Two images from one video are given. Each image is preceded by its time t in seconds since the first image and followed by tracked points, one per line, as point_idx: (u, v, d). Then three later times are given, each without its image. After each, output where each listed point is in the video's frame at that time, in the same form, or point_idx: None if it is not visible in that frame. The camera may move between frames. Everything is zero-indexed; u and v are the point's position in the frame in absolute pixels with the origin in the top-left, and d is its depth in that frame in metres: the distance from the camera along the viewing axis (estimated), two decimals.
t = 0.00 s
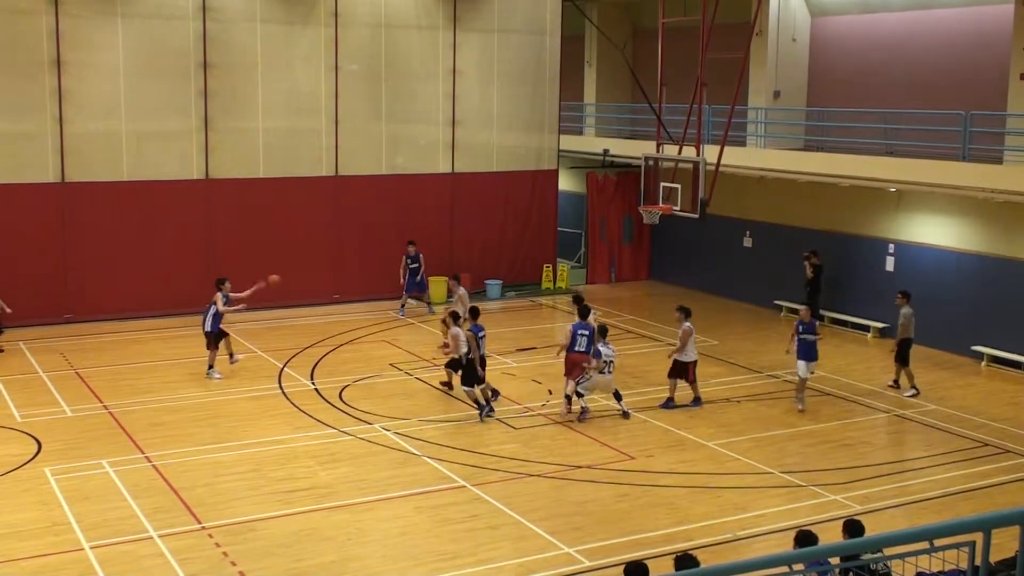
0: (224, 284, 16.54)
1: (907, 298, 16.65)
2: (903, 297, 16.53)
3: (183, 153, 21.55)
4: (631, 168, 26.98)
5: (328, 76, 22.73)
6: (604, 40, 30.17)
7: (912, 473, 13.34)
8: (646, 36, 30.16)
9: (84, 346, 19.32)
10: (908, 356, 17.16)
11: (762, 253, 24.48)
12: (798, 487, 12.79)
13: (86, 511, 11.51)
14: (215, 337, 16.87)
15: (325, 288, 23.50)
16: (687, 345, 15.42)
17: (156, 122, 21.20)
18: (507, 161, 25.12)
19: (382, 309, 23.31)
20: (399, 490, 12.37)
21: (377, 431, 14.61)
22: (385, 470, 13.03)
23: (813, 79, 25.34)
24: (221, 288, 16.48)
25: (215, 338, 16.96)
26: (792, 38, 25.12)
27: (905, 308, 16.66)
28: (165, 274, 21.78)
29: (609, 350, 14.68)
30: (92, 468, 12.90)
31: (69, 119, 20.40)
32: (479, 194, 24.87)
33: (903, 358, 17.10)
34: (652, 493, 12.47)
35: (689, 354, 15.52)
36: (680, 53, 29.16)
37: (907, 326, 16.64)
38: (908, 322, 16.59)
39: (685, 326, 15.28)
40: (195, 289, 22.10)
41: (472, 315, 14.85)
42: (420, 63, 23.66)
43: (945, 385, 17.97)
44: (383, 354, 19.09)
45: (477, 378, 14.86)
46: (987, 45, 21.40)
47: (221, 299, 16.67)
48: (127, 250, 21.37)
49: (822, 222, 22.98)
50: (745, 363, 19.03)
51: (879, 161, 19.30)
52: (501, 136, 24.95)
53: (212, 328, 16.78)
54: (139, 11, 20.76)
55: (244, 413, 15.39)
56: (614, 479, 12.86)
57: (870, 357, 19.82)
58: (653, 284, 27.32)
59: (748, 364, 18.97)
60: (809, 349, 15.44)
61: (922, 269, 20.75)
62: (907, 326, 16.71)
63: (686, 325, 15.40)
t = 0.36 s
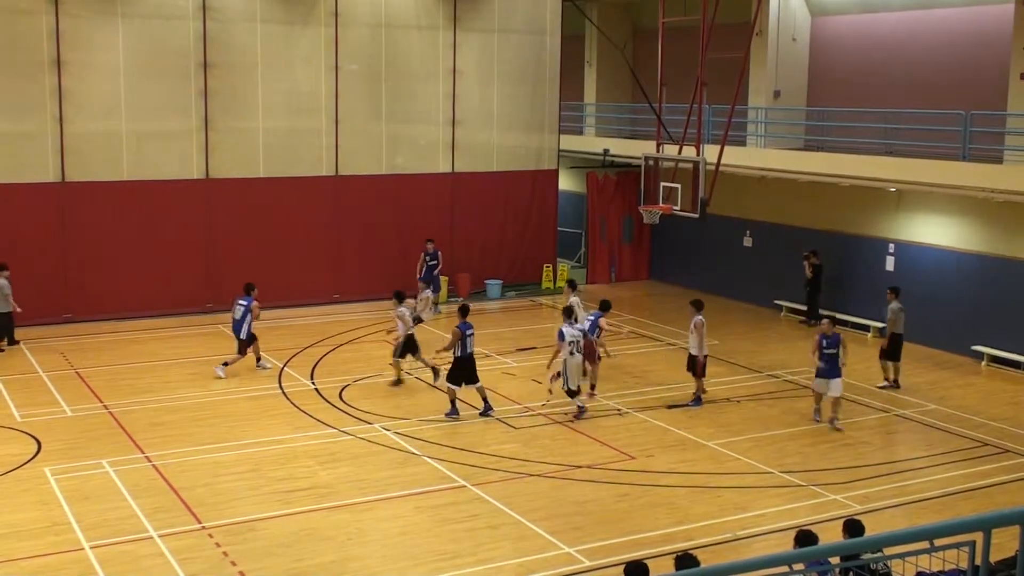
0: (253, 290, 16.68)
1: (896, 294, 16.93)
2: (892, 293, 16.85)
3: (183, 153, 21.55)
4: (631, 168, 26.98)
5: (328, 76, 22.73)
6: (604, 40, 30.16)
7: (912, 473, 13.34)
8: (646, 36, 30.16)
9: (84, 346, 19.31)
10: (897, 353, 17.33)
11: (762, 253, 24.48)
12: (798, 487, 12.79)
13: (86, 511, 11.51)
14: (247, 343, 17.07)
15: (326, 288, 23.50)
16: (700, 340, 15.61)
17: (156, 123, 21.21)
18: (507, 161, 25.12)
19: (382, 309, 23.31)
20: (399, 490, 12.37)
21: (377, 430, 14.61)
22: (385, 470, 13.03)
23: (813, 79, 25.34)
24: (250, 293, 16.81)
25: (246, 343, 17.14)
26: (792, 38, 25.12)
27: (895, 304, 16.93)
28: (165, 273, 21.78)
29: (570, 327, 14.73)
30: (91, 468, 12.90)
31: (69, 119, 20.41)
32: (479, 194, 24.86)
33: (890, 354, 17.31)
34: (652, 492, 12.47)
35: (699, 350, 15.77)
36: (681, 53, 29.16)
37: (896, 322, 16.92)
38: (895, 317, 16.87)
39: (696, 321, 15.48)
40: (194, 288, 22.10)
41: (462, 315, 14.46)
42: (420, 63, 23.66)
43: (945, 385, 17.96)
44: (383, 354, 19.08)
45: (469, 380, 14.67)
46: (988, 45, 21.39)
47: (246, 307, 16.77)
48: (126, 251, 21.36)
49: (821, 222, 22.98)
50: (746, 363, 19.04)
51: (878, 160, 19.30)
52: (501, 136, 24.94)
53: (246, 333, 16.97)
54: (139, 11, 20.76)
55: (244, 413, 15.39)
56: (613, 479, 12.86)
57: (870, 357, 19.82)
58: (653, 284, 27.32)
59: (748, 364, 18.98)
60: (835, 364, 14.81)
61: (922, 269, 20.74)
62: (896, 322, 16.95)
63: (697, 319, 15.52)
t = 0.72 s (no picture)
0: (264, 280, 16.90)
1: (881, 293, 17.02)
2: (880, 292, 16.92)
3: (185, 152, 21.56)
4: (631, 167, 27.00)
5: (328, 76, 22.73)
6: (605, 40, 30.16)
7: (912, 473, 13.34)
8: (647, 35, 30.17)
9: (84, 346, 19.31)
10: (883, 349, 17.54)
11: (763, 253, 24.49)
12: (799, 486, 12.79)
13: (87, 511, 11.51)
14: (261, 335, 17.31)
15: (326, 287, 23.52)
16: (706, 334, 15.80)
17: (157, 122, 21.22)
18: (507, 160, 25.11)
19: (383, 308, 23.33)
20: (399, 490, 12.37)
21: (377, 430, 14.62)
22: (385, 470, 13.03)
23: (814, 78, 25.34)
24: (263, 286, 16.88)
25: (260, 336, 17.38)
26: (793, 38, 25.12)
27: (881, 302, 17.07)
28: (166, 273, 21.80)
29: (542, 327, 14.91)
30: (92, 468, 12.90)
31: (69, 119, 20.42)
32: (479, 194, 24.86)
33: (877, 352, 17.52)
34: (652, 492, 12.48)
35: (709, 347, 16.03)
36: (681, 53, 29.17)
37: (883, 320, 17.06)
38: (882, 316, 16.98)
39: (704, 316, 15.67)
40: (195, 288, 22.11)
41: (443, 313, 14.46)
42: (421, 63, 23.66)
43: (945, 385, 17.96)
44: (383, 353, 19.08)
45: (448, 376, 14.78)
46: (987, 43, 21.40)
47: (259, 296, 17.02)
48: (127, 251, 21.37)
49: (822, 222, 22.97)
50: (746, 362, 19.04)
51: (878, 160, 19.31)
52: (501, 136, 24.93)
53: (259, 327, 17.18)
54: (140, 11, 20.77)
55: (244, 413, 15.39)
56: (613, 479, 12.87)
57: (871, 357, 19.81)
58: (653, 283, 27.33)
59: (748, 363, 18.98)
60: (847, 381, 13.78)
61: (922, 269, 20.75)
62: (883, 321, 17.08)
63: (705, 317, 15.79)
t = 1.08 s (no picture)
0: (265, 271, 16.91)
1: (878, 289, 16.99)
2: (874, 288, 16.94)
3: (187, 151, 21.57)
4: (633, 167, 27.00)
5: (329, 76, 22.73)
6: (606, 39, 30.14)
7: (914, 472, 13.33)
8: (648, 34, 30.15)
9: (85, 346, 19.31)
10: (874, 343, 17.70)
11: (764, 252, 24.47)
12: (800, 486, 12.78)
13: (88, 511, 11.51)
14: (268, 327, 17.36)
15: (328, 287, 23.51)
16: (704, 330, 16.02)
17: (158, 122, 21.23)
18: (508, 160, 25.09)
19: (384, 308, 23.32)
20: (401, 489, 12.37)
21: (379, 430, 14.61)
22: (386, 470, 13.02)
23: (815, 78, 25.33)
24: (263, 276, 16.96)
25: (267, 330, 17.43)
26: (794, 37, 25.11)
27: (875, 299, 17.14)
28: (167, 273, 21.80)
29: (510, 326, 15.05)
30: (93, 468, 12.90)
31: (71, 119, 20.42)
32: (480, 194, 24.86)
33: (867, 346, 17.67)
34: (654, 491, 12.47)
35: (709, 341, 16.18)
36: (683, 52, 29.16)
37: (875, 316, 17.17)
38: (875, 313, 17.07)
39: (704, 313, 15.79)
40: (195, 288, 22.11)
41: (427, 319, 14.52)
42: (422, 63, 23.65)
43: (947, 384, 17.94)
44: (384, 353, 19.07)
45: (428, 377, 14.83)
46: (988, 42, 21.38)
47: (264, 288, 17.07)
48: (127, 251, 21.37)
49: (823, 221, 22.95)
50: (748, 362, 19.03)
51: (880, 159, 19.29)
52: (502, 135, 24.92)
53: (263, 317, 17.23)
54: (140, 11, 20.77)
55: (246, 412, 15.38)
56: (615, 478, 12.86)
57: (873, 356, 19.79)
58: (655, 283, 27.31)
59: (750, 363, 18.96)
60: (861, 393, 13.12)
61: (924, 269, 20.73)
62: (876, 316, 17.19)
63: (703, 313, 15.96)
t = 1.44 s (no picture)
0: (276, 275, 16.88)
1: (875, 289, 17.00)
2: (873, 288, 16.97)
3: (187, 151, 21.57)
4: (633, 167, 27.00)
5: (330, 76, 22.72)
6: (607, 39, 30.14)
7: (915, 472, 13.33)
8: (648, 34, 30.16)
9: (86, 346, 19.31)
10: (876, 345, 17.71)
11: (765, 252, 24.47)
12: (801, 486, 12.77)
13: (89, 511, 11.51)
14: (274, 328, 17.43)
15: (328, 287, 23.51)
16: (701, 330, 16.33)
17: (159, 121, 21.23)
18: (508, 160, 25.09)
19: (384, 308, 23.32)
20: (402, 489, 12.37)
21: (379, 430, 14.61)
22: (387, 470, 13.03)
23: (816, 78, 25.33)
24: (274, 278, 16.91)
25: (273, 331, 17.47)
26: (795, 37, 25.11)
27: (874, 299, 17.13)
28: (168, 272, 21.80)
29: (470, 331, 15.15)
30: (94, 468, 12.90)
31: (71, 118, 20.42)
32: (480, 193, 24.86)
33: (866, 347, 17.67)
34: (654, 491, 12.47)
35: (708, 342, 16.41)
36: (684, 52, 29.15)
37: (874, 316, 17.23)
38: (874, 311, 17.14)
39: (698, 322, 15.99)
40: (196, 288, 22.12)
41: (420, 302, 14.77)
42: (422, 63, 23.65)
43: (948, 384, 17.94)
44: (384, 353, 19.06)
45: (421, 365, 14.87)
46: (989, 41, 21.37)
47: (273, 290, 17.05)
48: (128, 251, 21.37)
49: (823, 221, 22.95)
50: (749, 362, 19.03)
51: (880, 159, 19.28)
52: (503, 135, 24.91)
53: (270, 320, 17.27)
54: (141, 10, 20.77)
55: (246, 412, 15.39)
56: (616, 478, 12.86)
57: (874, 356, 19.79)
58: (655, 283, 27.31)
59: (750, 363, 18.95)
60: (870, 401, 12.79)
61: (924, 269, 20.73)
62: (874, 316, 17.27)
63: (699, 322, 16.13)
